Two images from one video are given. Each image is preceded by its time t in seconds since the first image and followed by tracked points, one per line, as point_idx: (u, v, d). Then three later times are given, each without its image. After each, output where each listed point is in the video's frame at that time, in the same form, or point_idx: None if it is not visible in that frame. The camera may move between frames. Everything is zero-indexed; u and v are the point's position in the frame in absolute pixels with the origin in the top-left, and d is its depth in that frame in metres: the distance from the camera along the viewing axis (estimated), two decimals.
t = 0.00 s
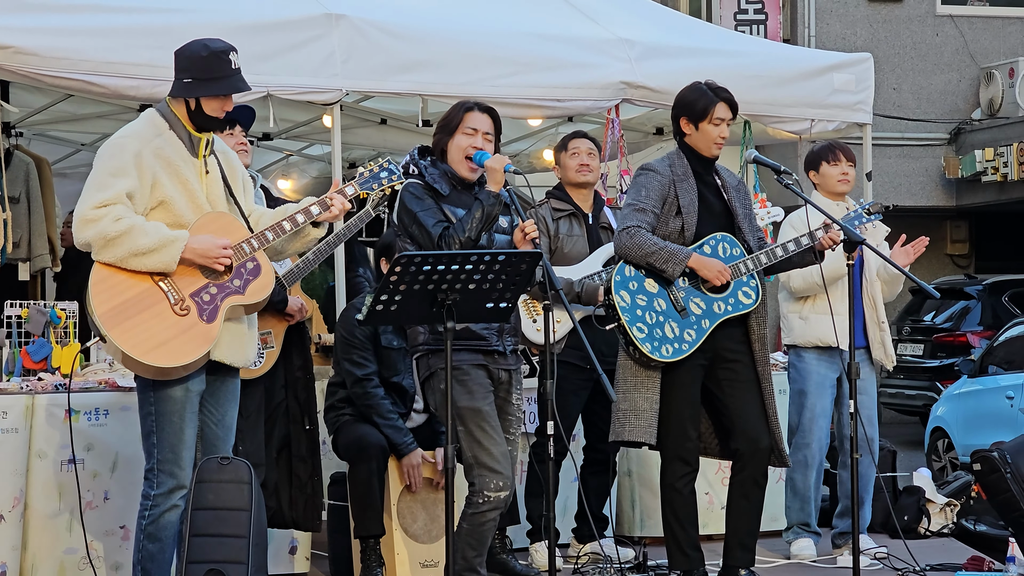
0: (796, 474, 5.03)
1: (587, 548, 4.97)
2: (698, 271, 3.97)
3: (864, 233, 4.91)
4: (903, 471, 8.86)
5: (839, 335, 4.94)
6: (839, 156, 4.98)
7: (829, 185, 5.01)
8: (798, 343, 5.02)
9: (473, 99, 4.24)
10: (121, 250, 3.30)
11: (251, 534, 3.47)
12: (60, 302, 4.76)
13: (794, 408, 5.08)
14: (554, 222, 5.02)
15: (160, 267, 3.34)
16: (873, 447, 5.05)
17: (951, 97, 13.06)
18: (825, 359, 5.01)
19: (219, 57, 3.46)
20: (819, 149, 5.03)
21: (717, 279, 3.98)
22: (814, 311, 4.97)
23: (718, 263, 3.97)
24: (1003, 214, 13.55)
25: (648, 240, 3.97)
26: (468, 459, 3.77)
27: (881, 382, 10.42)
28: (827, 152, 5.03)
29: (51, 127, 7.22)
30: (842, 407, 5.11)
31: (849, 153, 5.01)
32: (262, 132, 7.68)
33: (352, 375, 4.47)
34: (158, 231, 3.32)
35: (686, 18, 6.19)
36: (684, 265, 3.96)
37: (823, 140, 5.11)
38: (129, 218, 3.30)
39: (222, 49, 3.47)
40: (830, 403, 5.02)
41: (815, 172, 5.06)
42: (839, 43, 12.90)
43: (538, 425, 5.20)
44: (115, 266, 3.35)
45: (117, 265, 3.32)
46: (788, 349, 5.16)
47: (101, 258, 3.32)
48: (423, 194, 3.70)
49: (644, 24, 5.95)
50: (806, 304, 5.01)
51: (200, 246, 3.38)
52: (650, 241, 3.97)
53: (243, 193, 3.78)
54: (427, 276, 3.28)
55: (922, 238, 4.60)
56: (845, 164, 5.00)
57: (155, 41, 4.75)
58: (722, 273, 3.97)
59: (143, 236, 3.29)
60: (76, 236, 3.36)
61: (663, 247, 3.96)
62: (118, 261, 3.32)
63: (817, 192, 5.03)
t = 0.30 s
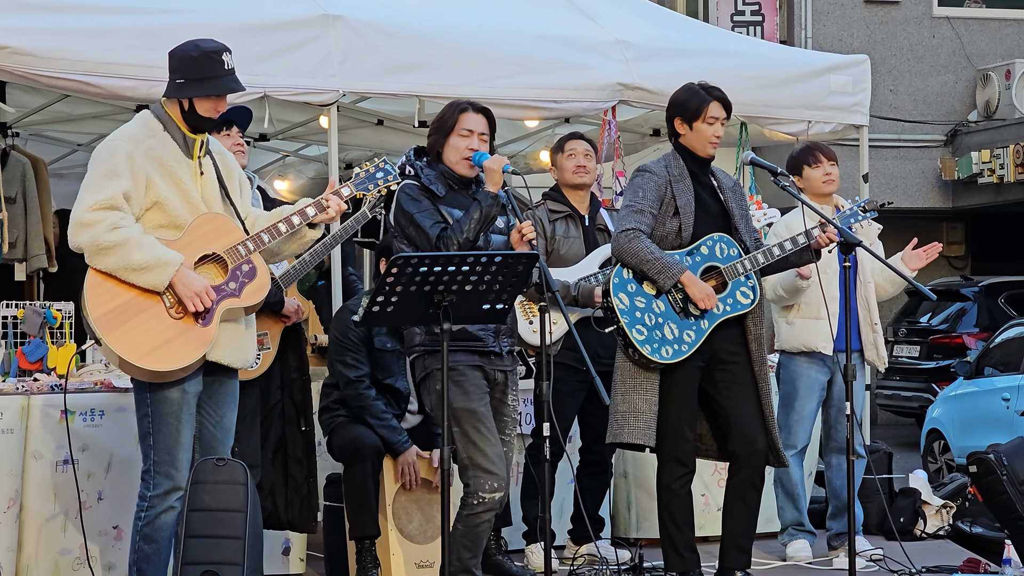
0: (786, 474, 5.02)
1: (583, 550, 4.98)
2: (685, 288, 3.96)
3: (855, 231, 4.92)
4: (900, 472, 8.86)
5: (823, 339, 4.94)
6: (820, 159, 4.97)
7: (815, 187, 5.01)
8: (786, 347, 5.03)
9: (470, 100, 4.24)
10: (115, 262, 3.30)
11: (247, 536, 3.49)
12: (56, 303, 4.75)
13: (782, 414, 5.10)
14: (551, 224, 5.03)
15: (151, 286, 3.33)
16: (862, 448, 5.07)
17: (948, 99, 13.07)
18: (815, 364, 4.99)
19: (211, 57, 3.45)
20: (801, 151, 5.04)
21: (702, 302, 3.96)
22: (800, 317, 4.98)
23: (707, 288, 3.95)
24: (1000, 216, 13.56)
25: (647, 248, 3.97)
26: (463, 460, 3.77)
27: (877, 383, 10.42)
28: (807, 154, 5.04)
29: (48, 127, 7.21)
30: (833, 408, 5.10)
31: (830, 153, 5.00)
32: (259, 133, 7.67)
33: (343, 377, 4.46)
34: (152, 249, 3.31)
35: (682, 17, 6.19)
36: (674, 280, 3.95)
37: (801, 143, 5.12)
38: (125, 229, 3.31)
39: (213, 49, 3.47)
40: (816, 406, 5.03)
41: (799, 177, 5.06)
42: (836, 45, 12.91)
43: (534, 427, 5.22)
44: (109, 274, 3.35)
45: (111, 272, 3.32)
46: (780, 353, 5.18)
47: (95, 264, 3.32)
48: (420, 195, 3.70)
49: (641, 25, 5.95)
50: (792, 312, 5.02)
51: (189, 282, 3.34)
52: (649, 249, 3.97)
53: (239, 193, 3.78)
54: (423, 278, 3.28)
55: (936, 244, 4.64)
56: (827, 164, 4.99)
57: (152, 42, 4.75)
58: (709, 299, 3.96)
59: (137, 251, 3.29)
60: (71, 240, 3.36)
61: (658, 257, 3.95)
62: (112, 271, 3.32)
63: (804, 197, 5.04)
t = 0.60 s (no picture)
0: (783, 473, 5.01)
1: (580, 549, 4.97)
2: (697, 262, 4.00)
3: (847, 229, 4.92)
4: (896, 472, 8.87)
5: (814, 338, 4.94)
6: (805, 158, 4.98)
7: (803, 188, 5.01)
8: (779, 346, 5.04)
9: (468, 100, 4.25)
10: (111, 252, 3.29)
11: (243, 534, 3.47)
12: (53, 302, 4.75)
13: (777, 414, 5.10)
14: (547, 224, 5.02)
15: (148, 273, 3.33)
16: (859, 447, 5.08)
17: (945, 100, 13.08)
18: (807, 361, 5.01)
19: (222, 64, 3.43)
20: (786, 153, 5.04)
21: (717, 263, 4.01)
22: (792, 315, 4.99)
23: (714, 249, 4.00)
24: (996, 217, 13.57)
25: (642, 237, 3.98)
26: (459, 459, 3.76)
27: (873, 383, 10.43)
28: (794, 155, 5.04)
29: (44, 126, 7.20)
30: (829, 409, 5.09)
31: (815, 152, 5.01)
32: (256, 131, 7.67)
33: (324, 373, 4.52)
34: (149, 236, 3.31)
35: (680, 16, 6.19)
36: (679, 259, 3.98)
37: (788, 143, 5.12)
38: (119, 220, 3.29)
39: (226, 55, 3.45)
40: (813, 405, 5.03)
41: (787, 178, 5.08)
42: (833, 45, 12.93)
43: (530, 425, 5.21)
44: (104, 266, 3.34)
45: (107, 264, 3.31)
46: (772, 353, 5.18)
47: (91, 258, 3.31)
48: (419, 195, 3.71)
49: (638, 25, 5.96)
50: (784, 309, 5.04)
51: (189, 255, 3.36)
52: (644, 237, 3.98)
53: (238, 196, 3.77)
54: (420, 277, 3.28)
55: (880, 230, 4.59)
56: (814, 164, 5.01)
57: (150, 41, 4.74)
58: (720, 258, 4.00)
59: (133, 240, 3.28)
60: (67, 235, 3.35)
61: (657, 244, 3.97)
62: (107, 262, 3.31)
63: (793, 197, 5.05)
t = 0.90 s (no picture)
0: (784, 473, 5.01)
1: (580, 548, 4.97)
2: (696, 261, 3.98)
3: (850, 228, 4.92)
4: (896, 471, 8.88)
5: (811, 340, 4.94)
6: (807, 160, 4.98)
7: (805, 188, 5.01)
8: (777, 349, 5.05)
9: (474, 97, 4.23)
10: (115, 247, 3.28)
11: (244, 533, 3.46)
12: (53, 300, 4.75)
13: (778, 412, 5.10)
14: (546, 222, 5.03)
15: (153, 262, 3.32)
16: (862, 446, 5.09)
17: (945, 99, 13.08)
18: (807, 362, 5.01)
19: (218, 47, 3.45)
20: (789, 153, 5.04)
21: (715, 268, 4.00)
22: (790, 318, 5.00)
23: (713, 253, 3.99)
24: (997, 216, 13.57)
25: (643, 236, 3.98)
26: (459, 457, 3.76)
27: (873, 382, 10.43)
28: (795, 156, 5.05)
29: (44, 124, 7.20)
30: (832, 407, 5.10)
31: (818, 154, 5.00)
32: (256, 130, 7.67)
33: (326, 370, 4.50)
34: (152, 227, 3.30)
35: (680, 15, 6.18)
36: (680, 258, 3.97)
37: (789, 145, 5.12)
38: (122, 215, 3.29)
39: (219, 39, 3.47)
40: (815, 405, 5.02)
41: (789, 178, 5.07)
42: (833, 44, 12.93)
43: (530, 424, 5.22)
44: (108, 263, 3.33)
45: (111, 259, 3.31)
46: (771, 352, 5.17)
47: (95, 255, 3.31)
48: (421, 193, 3.70)
49: (639, 23, 5.95)
50: (783, 312, 5.05)
51: (195, 248, 3.35)
52: (647, 237, 3.97)
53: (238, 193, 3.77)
54: (421, 275, 3.27)
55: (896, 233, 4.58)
56: (815, 165, 4.99)
57: (150, 39, 4.74)
58: (718, 263, 3.99)
59: (138, 232, 3.28)
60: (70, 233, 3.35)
61: (659, 242, 3.97)
62: (112, 258, 3.30)
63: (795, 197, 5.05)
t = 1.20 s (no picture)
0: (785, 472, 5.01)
1: (582, 548, 4.97)
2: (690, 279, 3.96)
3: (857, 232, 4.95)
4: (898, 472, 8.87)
5: (817, 339, 4.93)
6: (826, 157, 4.97)
7: (819, 185, 5.01)
8: (783, 346, 5.05)
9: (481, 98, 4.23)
10: (118, 258, 3.29)
11: (245, 533, 3.47)
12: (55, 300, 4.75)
13: (781, 413, 5.10)
14: (548, 223, 5.03)
15: (154, 282, 3.32)
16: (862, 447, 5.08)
17: (947, 99, 13.07)
18: (811, 363, 5.00)
19: (215, 45, 3.46)
20: (807, 150, 5.04)
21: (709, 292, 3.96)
22: (797, 316, 4.98)
23: (707, 279, 3.94)
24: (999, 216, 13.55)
25: (646, 243, 3.97)
26: (460, 456, 3.77)
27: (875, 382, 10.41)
28: (814, 153, 5.03)
29: (47, 124, 7.21)
30: (833, 408, 5.09)
31: (837, 152, 5.00)
32: (258, 130, 7.67)
33: (333, 371, 4.49)
34: (155, 246, 3.31)
35: (682, 15, 6.18)
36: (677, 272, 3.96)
37: (808, 141, 5.11)
38: (128, 225, 3.29)
39: (217, 37, 3.48)
40: (815, 406, 5.03)
41: (805, 174, 5.07)
42: (836, 44, 12.92)
43: (531, 424, 5.22)
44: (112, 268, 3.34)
45: (114, 267, 3.31)
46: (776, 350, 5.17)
47: (98, 258, 3.31)
48: (423, 192, 3.70)
49: (641, 23, 5.95)
50: (789, 310, 5.03)
51: (194, 274, 3.35)
52: (649, 244, 3.97)
53: (240, 192, 3.77)
54: (422, 275, 3.27)
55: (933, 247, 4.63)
56: (834, 163, 4.99)
57: (152, 39, 4.74)
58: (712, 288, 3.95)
59: (140, 248, 3.28)
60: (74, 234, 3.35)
61: (661, 252, 3.96)
62: (114, 266, 3.31)
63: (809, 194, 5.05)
